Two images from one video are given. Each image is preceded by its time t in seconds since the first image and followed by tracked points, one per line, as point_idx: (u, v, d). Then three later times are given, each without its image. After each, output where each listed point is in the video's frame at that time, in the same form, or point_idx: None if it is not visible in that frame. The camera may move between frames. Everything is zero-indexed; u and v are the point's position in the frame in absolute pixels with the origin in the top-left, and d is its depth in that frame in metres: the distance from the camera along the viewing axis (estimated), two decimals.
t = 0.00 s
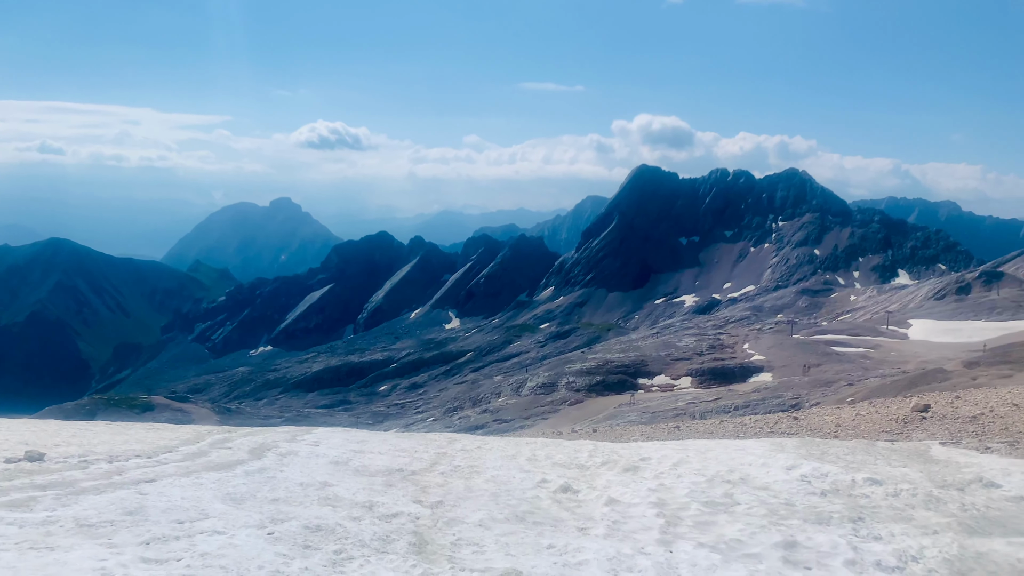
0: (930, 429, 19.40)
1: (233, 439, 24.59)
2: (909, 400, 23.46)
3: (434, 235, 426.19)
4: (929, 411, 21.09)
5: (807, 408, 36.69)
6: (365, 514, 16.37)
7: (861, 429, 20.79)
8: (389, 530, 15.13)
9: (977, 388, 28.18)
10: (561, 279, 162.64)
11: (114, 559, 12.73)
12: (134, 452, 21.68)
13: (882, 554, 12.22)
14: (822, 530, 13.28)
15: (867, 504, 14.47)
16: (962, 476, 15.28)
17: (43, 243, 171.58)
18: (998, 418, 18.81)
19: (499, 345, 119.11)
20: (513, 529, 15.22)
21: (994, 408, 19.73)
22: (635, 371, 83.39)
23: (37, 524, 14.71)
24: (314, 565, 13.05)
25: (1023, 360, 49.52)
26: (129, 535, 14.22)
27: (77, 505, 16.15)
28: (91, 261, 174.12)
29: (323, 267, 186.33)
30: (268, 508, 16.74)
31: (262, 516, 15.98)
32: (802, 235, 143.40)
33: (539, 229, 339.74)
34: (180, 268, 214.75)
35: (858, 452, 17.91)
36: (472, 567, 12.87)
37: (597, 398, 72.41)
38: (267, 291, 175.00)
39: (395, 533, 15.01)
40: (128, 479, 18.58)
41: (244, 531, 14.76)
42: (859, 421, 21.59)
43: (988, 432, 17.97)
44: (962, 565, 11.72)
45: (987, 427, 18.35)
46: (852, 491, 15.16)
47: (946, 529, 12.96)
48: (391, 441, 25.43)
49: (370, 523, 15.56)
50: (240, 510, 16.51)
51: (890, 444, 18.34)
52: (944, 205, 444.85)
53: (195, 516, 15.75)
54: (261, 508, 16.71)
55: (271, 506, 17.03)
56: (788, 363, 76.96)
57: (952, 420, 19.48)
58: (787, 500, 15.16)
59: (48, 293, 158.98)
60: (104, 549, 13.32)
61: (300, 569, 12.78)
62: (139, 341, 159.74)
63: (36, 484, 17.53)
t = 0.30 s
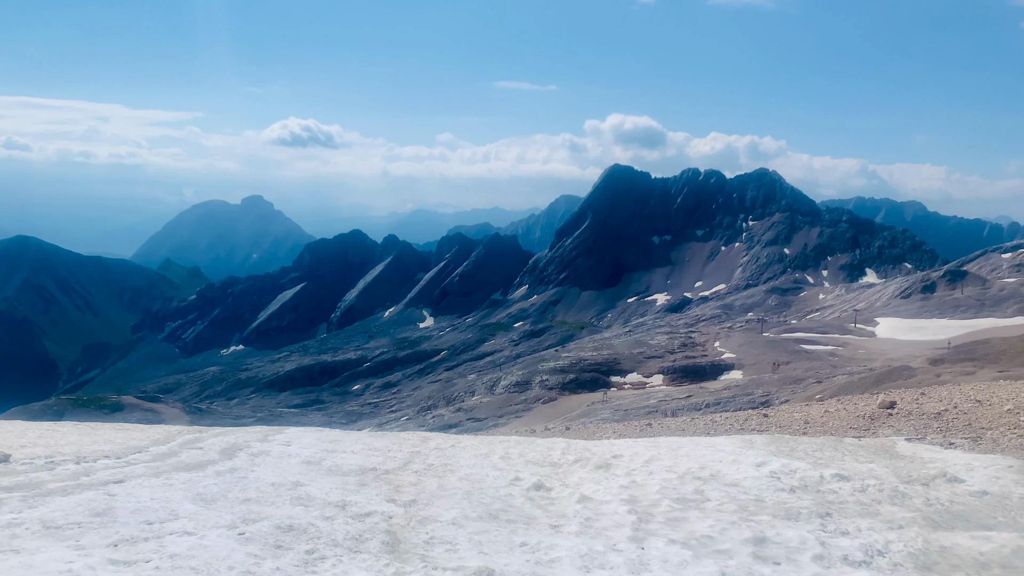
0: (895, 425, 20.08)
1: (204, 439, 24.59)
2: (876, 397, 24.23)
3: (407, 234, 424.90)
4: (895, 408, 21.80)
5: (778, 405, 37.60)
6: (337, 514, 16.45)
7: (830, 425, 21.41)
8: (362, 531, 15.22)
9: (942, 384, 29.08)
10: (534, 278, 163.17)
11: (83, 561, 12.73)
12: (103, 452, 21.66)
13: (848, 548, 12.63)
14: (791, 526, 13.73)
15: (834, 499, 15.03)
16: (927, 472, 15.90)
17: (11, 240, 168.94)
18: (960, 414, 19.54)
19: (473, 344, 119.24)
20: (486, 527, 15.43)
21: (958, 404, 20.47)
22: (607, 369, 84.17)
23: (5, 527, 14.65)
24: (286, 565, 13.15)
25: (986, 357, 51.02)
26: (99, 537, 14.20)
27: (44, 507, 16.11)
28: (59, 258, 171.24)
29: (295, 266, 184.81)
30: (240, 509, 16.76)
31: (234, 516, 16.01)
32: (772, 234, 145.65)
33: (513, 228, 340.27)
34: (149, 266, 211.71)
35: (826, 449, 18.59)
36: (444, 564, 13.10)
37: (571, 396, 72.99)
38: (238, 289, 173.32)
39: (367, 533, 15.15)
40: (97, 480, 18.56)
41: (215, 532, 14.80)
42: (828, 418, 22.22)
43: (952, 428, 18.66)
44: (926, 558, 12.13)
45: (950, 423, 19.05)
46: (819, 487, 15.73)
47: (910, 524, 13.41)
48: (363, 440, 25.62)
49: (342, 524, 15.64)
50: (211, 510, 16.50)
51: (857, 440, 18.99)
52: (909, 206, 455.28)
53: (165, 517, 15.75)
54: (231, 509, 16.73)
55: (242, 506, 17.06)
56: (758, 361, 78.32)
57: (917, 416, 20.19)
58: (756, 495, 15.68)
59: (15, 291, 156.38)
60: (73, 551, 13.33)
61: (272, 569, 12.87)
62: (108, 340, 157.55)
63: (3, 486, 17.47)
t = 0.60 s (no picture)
0: (860, 423, 20.84)
1: (173, 442, 24.44)
2: (842, 395, 25.07)
3: (379, 234, 422.90)
4: (860, 406, 22.60)
5: (747, 403, 38.49)
6: (309, 516, 16.39)
7: (797, 423, 22.14)
8: (334, 533, 15.13)
9: (904, 382, 30.11)
10: (507, 278, 163.56)
11: (49, 569, 12.65)
12: (69, 457, 21.46)
13: (815, 543, 13.07)
14: (760, 522, 14.18)
15: (802, 496, 15.59)
16: (891, 468, 16.55)
17: None
18: (924, 411, 20.32)
19: (446, 345, 119.26)
20: (459, 527, 15.56)
21: (921, 401, 21.30)
22: (580, 369, 84.97)
23: None
24: (257, 568, 13.13)
25: (947, 356, 52.60)
26: (65, 543, 14.07)
27: (8, 513, 15.92)
28: (23, 257, 167.07)
29: (266, 266, 182.99)
30: (210, 512, 16.63)
31: (203, 519, 15.86)
32: (741, 235, 148.01)
33: (486, 229, 340.89)
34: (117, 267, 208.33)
35: (794, 446, 19.24)
36: (416, 566, 13.18)
37: (544, 396, 73.49)
38: (208, 290, 171.17)
39: (338, 535, 15.08)
40: (63, 485, 18.39)
41: (184, 535, 14.66)
42: (795, 416, 22.96)
43: (915, 425, 19.41)
44: (890, 553, 12.60)
45: (914, 420, 19.81)
46: (786, 484, 16.30)
47: (874, 518, 13.94)
48: (334, 442, 25.72)
49: (314, 526, 15.60)
50: (179, 514, 16.34)
51: (823, 438, 19.69)
52: (875, 206, 464.93)
53: (133, 521, 15.55)
54: (201, 512, 16.59)
55: (212, 509, 16.94)
56: (727, 360, 79.71)
57: (882, 414, 20.97)
58: (726, 494, 16.17)
59: None
60: (39, 558, 13.21)
61: (242, 573, 12.85)
62: (74, 342, 154.53)
63: None
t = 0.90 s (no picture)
0: (825, 420, 21.56)
1: (139, 446, 24.28)
2: (808, 392, 25.85)
3: (350, 235, 420.10)
4: (825, 403, 23.35)
5: (716, 401, 39.28)
6: (278, 519, 16.40)
7: (765, 420, 22.80)
8: (303, 536, 15.20)
9: (867, 379, 31.09)
10: (478, 279, 163.86)
11: None
12: (32, 463, 21.23)
13: (781, 539, 13.59)
14: (728, 519, 14.69)
15: (769, 492, 16.15)
16: (856, 463, 17.20)
17: None
18: (887, 407, 21.12)
19: (417, 346, 119.03)
20: (429, 529, 15.76)
21: (885, 398, 22.11)
22: (551, 368, 85.58)
23: None
24: (224, 574, 13.14)
25: (909, 352, 54.07)
26: (28, 550, 13.95)
27: None
28: None
29: (234, 267, 180.70)
30: (177, 517, 16.56)
31: (170, 524, 15.80)
32: (709, 234, 150.19)
33: (457, 229, 340.72)
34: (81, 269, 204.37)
35: (761, 443, 19.86)
36: (386, 568, 13.33)
37: (515, 396, 73.81)
38: (175, 292, 168.50)
39: (307, 538, 15.16)
40: (26, 492, 18.19)
41: (150, 541, 14.60)
42: (763, 413, 23.63)
43: (879, 421, 20.16)
44: (856, 547, 13.08)
45: (878, 416, 20.57)
46: (753, 480, 16.87)
47: (839, 513, 14.49)
48: (304, 444, 25.76)
49: (283, 529, 15.64)
50: (146, 519, 16.23)
51: (790, 434, 20.35)
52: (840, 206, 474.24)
53: (97, 527, 15.44)
54: (168, 516, 16.51)
55: (178, 513, 16.87)
56: (696, 359, 80.95)
57: (847, 411, 21.72)
58: (694, 491, 16.70)
59: None
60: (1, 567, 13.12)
61: None
62: (38, 344, 150.45)
63: None
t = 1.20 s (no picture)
0: (790, 415, 22.41)
1: (102, 449, 24.18)
2: (773, 388, 26.75)
3: (319, 234, 416.29)
4: (790, 398, 24.22)
5: (684, 398, 40.19)
6: (246, 521, 16.59)
7: (732, 416, 23.58)
8: (271, 538, 15.45)
9: (829, 375, 32.16)
10: (448, 278, 163.84)
11: None
12: None
13: (747, 533, 14.23)
14: (695, 515, 15.34)
15: (735, 487, 16.85)
16: (820, 458, 18.01)
17: None
18: (851, 402, 22.03)
19: (387, 345, 118.74)
20: (398, 528, 16.11)
21: (848, 393, 23.05)
22: (520, 367, 86.17)
23: None
24: None
25: (871, 348, 55.69)
26: None
27: None
28: None
29: (200, 267, 178.04)
30: (142, 520, 16.63)
31: (135, 528, 15.88)
32: (676, 233, 152.32)
33: (427, 229, 339.92)
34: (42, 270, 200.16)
35: (728, 439, 20.60)
36: (353, 568, 13.66)
37: (485, 395, 74.18)
38: (140, 292, 165.49)
39: (275, 539, 15.43)
40: None
41: (115, 545, 14.70)
42: (730, 409, 24.42)
43: (843, 416, 21.04)
44: (819, 540, 13.74)
45: (842, 411, 21.46)
46: (720, 476, 17.56)
47: (804, 507, 15.20)
48: (272, 446, 25.89)
49: (251, 531, 15.86)
50: (110, 523, 16.28)
51: (756, 430, 21.13)
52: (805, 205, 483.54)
53: (61, 532, 15.45)
54: (133, 520, 16.56)
55: (144, 517, 16.94)
56: (663, 356, 82.26)
57: (811, 406, 22.62)
58: (662, 486, 17.37)
59: None
60: None
61: None
62: None
63: None
